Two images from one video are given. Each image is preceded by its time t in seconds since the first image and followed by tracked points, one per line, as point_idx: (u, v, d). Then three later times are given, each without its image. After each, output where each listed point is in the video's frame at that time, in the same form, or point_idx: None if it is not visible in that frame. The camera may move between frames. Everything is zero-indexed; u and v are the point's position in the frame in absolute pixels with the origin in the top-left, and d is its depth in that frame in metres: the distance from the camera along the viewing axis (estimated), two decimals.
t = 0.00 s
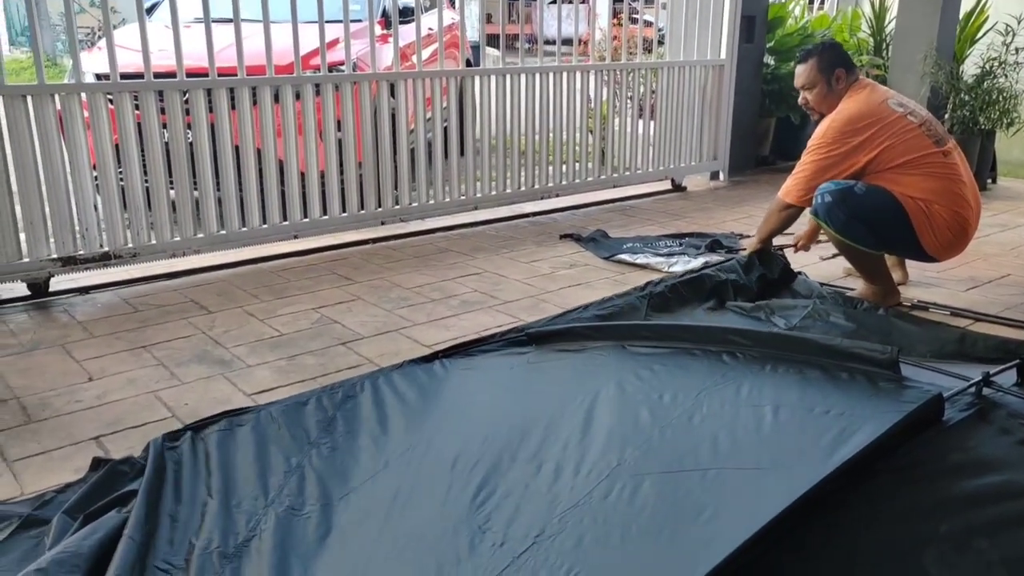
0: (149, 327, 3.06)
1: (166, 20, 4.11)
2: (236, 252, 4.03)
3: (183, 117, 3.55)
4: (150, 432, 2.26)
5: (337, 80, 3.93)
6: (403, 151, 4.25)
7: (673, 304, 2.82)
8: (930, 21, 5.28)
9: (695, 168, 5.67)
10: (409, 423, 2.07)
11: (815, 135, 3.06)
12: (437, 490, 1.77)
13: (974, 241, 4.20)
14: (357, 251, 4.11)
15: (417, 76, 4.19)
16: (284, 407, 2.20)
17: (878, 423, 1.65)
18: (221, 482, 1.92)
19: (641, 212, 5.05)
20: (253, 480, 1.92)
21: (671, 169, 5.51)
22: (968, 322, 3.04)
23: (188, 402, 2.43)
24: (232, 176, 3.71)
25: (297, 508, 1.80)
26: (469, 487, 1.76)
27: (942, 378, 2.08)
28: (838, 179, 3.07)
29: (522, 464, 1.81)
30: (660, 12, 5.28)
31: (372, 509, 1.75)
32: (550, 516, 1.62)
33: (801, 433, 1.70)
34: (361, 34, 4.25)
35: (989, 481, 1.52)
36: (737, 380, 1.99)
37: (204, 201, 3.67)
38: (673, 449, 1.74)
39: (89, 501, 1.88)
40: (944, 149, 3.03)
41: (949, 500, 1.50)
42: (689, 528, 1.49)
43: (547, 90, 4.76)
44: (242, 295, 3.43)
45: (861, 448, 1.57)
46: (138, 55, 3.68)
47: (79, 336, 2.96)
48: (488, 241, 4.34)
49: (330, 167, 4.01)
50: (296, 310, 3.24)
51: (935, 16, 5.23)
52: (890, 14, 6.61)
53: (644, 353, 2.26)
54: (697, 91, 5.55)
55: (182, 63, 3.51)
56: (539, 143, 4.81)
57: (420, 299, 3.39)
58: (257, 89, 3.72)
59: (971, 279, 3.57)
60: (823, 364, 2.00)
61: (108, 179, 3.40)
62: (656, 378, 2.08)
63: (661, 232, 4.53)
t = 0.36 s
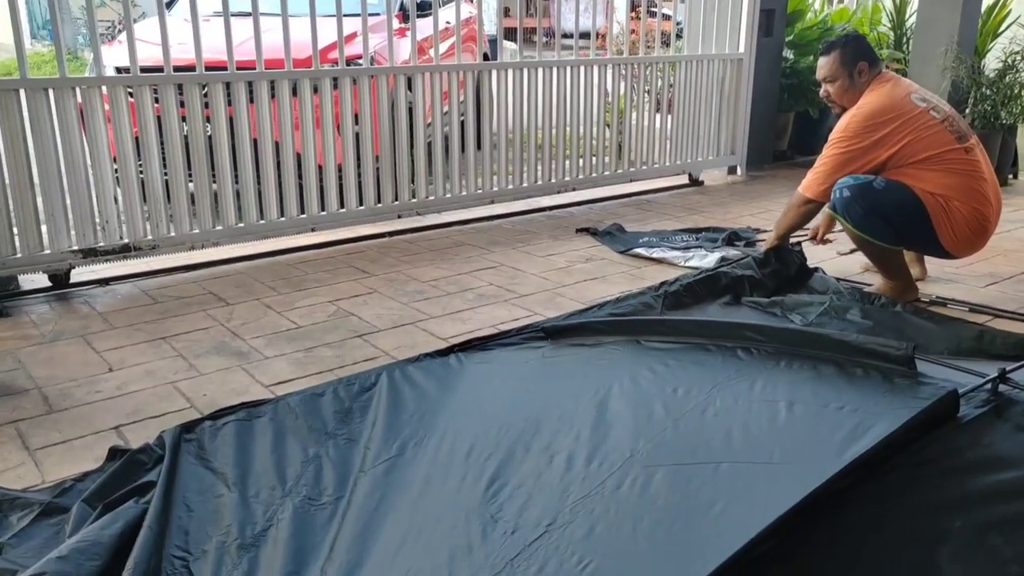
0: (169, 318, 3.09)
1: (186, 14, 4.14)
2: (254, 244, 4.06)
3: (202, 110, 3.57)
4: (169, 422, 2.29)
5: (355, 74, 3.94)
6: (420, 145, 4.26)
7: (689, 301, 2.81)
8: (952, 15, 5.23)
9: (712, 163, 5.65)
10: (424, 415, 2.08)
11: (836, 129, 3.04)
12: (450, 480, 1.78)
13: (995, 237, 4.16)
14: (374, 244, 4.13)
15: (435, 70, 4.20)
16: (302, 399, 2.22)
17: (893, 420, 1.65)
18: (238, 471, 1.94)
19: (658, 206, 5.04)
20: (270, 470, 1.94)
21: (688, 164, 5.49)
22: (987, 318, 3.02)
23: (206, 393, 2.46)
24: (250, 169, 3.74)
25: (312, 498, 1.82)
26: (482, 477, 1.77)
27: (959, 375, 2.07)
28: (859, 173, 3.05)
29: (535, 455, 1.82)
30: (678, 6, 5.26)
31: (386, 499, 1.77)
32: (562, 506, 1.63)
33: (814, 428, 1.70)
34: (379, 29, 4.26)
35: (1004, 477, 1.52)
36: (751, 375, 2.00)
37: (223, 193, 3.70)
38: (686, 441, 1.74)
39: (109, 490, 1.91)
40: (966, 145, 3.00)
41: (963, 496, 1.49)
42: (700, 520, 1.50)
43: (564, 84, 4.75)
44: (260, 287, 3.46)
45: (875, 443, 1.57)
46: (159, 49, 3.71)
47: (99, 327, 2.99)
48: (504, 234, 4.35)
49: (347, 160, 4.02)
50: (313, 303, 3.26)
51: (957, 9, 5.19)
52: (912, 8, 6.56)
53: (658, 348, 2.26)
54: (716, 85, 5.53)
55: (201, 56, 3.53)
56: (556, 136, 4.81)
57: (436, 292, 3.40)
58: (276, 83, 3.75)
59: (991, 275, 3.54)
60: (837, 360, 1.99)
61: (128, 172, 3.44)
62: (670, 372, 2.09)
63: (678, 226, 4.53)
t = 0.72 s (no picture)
0: (173, 316, 3.10)
1: (190, 13, 4.14)
2: (258, 242, 4.07)
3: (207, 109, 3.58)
4: (173, 420, 2.30)
5: (359, 72, 3.94)
6: (424, 144, 4.26)
7: (694, 297, 2.81)
8: (956, 13, 5.21)
9: (716, 161, 5.64)
10: (429, 414, 2.08)
11: (839, 128, 3.03)
12: (455, 480, 1.78)
13: (999, 236, 4.15)
14: (377, 243, 4.13)
15: (438, 68, 4.20)
16: (308, 396, 2.22)
17: (895, 418, 1.65)
18: (244, 469, 1.95)
19: (661, 205, 5.03)
20: (275, 468, 1.94)
21: (692, 163, 5.49)
22: (991, 317, 3.01)
23: (210, 391, 2.47)
24: (254, 167, 3.74)
25: (317, 496, 1.82)
26: (486, 476, 1.77)
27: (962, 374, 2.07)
28: (862, 173, 3.05)
29: (539, 454, 1.82)
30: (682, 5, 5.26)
31: (390, 499, 1.77)
32: (566, 505, 1.63)
33: (817, 426, 1.70)
34: (383, 27, 4.27)
35: (1006, 475, 1.52)
36: (754, 373, 1.99)
37: (227, 191, 3.71)
38: (690, 441, 1.74)
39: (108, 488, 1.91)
40: (970, 144, 2.99)
41: (965, 494, 1.49)
42: (703, 520, 1.50)
43: (568, 83, 4.75)
44: (264, 285, 3.46)
45: (877, 442, 1.57)
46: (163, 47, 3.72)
47: (103, 325, 3.00)
48: (508, 233, 4.35)
49: (351, 159, 4.02)
50: (317, 301, 3.27)
51: (961, 8, 5.17)
52: (916, 7, 6.55)
53: (661, 347, 2.26)
54: (720, 84, 5.52)
55: (206, 55, 3.54)
56: (560, 135, 4.81)
57: (439, 291, 3.41)
58: (280, 81, 3.75)
59: (995, 274, 3.54)
60: (840, 359, 1.99)
61: (133, 170, 3.45)
62: (674, 370, 2.09)
63: (681, 225, 4.52)
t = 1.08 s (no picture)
0: (167, 316, 3.09)
1: (185, 12, 4.14)
2: (252, 242, 4.06)
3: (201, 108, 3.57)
4: (166, 420, 2.29)
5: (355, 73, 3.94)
6: (419, 145, 4.26)
7: (689, 298, 2.82)
8: (950, 17, 5.23)
9: (711, 164, 5.65)
10: (426, 415, 2.08)
11: (836, 130, 3.03)
12: (450, 480, 1.78)
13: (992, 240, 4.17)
14: (372, 243, 4.13)
15: (434, 69, 4.20)
16: (303, 396, 2.21)
17: (888, 421, 1.65)
18: (237, 470, 1.94)
19: (656, 207, 5.04)
20: (269, 468, 1.94)
21: (686, 165, 5.50)
22: (983, 320, 3.02)
23: (204, 391, 2.46)
24: (249, 167, 3.74)
25: (311, 497, 1.82)
26: (481, 477, 1.77)
27: (955, 377, 2.07)
28: (857, 175, 3.05)
29: (534, 455, 1.82)
30: (678, 7, 5.27)
31: (385, 500, 1.77)
32: (561, 507, 1.63)
33: (811, 429, 1.71)
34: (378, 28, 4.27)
35: (998, 478, 1.52)
36: (749, 375, 2.00)
37: (221, 191, 3.71)
38: (685, 442, 1.75)
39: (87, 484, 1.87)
40: (965, 149, 3.00)
41: (957, 497, 1.50)
42: (697, 522, 1.50)
43: (563, 84, 4.75)
44: (259, 285, 3.46)
45: (870, 445, 1.57)
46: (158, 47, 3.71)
47: (97, 324, 3.00)
48: (502, 234, 4.35)
49: (346, 159, 4.02)
50: (312, 302, 3.26)
51: (955, 12, 5.19)
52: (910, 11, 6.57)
53: (656, 349, 2.27)
54: (714, 86, 5.53)
55: (200, 54, 3.53)
56: (555, 137, 4.82)
57: (434, 292, 3.40)
58: (275, 82, 3.74)
59: (987, 277, 3.55)
60: (834, 361, 2.00)
61: (127, 169, 3.44)
62: (668, 372, 2.09)
63: (676, 227, 4.53)
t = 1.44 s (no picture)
0: (162, 323, 3.08)
1: (183, 18, 4.14)
2: (248, 249, 4.06)
3: (198, 115, 3.57)
4: (159, 428, 2.28)
5: (351, 80, 3.94)
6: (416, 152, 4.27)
7: (685, 305, 2.81)
8: (944, 29, 5.26)
9: (706, 173, 5.67)
10: (421, 424, 2.08)
11: (833, 139, 3.04)
12: (444, 490, 1.78)
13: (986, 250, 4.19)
14: (368, 251, 4.13)
15: (431, 77, 4.20)
16: (298, 404, 2.21)
17: (883, 433, 1.65)
18: (231, 479, 1.94)
19: (651, 215, 5.05)
20: (264, 477, 1.94)
21: (682, 173, 5.50)
22: (978, 331, 3.03)
23: (198, 399, 2.45)
24: (245, 173, 3.74)
25: (305, 506, 1.81)
26: (476, 486, 1.77)
27: (950, 389, 2.08)
28: (853, 186, 3.06)
29: (529, 464, 1.82)
30: (674, 16, 5.29)
31: (380, 510, 1.76)
32: (556, 517, 1.63)
33: (806, 439, 1.71)
34: (375, 35, 4.28)
35: (993, 490, 1.52)
36: (744, 386, 2.00)
37: (217, 198, 3.70)
38: (680, 452, 1.75)
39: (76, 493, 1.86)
40: (961, 161, 3.01)
41: (952, 509, 1.50)
42: (692, 532, 1.50)
43: (559, 92, 4.76)
44: (254, 292, 3.45)
45: (865, 457, 1.57)
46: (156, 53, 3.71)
47: (91, 331, 2.99)
48: (498, 242, 4.35)
49: (342, 166, 4.02)
50: (307, 309, 3.26)
51: (949, 23, 5.22)
52: (905, 23, 6.61)
53: (652, 358, 2.27)
54: (710, 95, 5.55)
55: (197, 61, 3.53)
56: (552, 145, 4.83)
57: (429, 300, 3.40)
58: (272, 89, 3.75)
59: (981, 288, 3.56)
60: (829, 372, 2.00)
61: (122, 175, 3.43)
62: (664, 382, 2.09)
63: (671, 236, 4.54)
